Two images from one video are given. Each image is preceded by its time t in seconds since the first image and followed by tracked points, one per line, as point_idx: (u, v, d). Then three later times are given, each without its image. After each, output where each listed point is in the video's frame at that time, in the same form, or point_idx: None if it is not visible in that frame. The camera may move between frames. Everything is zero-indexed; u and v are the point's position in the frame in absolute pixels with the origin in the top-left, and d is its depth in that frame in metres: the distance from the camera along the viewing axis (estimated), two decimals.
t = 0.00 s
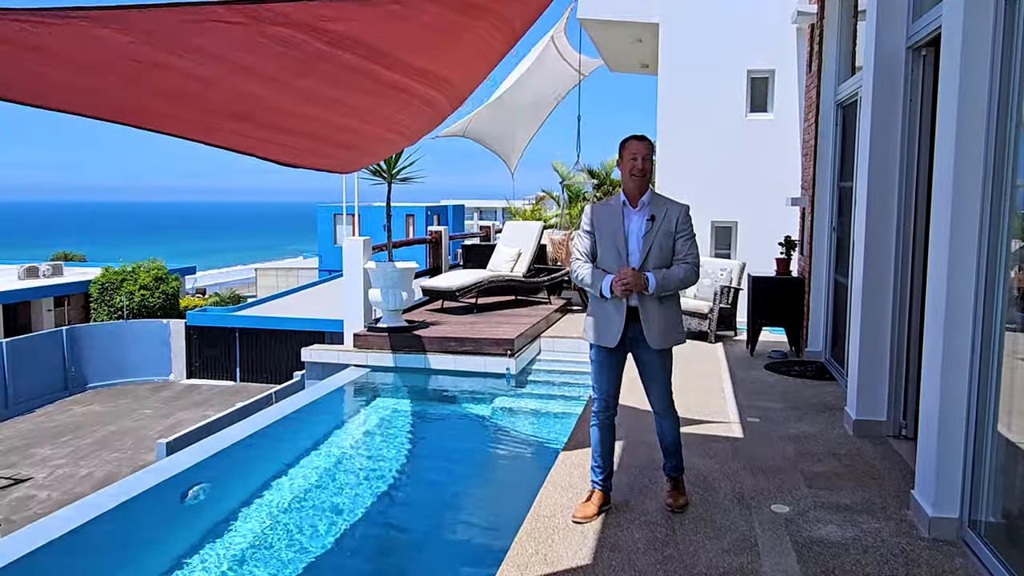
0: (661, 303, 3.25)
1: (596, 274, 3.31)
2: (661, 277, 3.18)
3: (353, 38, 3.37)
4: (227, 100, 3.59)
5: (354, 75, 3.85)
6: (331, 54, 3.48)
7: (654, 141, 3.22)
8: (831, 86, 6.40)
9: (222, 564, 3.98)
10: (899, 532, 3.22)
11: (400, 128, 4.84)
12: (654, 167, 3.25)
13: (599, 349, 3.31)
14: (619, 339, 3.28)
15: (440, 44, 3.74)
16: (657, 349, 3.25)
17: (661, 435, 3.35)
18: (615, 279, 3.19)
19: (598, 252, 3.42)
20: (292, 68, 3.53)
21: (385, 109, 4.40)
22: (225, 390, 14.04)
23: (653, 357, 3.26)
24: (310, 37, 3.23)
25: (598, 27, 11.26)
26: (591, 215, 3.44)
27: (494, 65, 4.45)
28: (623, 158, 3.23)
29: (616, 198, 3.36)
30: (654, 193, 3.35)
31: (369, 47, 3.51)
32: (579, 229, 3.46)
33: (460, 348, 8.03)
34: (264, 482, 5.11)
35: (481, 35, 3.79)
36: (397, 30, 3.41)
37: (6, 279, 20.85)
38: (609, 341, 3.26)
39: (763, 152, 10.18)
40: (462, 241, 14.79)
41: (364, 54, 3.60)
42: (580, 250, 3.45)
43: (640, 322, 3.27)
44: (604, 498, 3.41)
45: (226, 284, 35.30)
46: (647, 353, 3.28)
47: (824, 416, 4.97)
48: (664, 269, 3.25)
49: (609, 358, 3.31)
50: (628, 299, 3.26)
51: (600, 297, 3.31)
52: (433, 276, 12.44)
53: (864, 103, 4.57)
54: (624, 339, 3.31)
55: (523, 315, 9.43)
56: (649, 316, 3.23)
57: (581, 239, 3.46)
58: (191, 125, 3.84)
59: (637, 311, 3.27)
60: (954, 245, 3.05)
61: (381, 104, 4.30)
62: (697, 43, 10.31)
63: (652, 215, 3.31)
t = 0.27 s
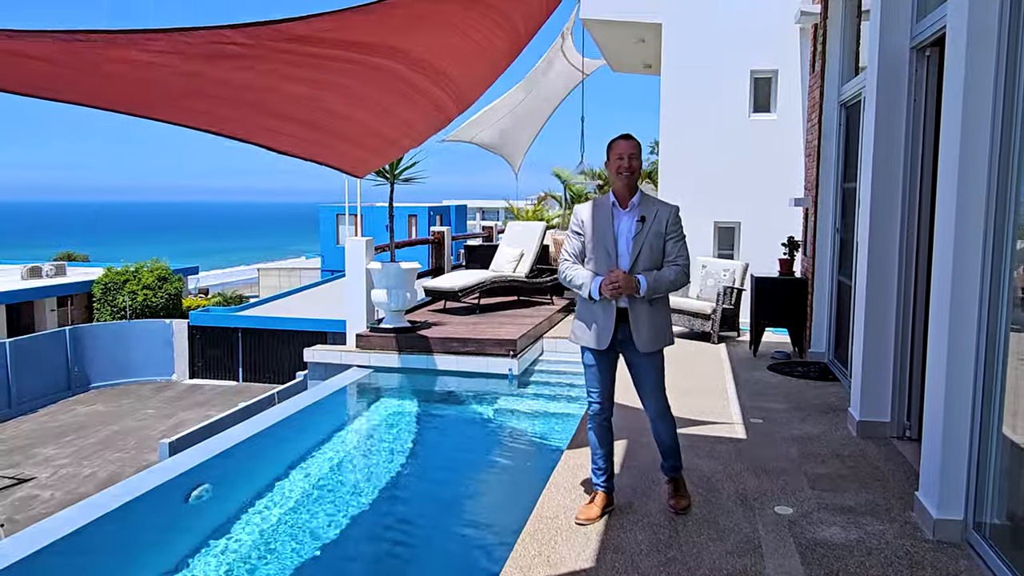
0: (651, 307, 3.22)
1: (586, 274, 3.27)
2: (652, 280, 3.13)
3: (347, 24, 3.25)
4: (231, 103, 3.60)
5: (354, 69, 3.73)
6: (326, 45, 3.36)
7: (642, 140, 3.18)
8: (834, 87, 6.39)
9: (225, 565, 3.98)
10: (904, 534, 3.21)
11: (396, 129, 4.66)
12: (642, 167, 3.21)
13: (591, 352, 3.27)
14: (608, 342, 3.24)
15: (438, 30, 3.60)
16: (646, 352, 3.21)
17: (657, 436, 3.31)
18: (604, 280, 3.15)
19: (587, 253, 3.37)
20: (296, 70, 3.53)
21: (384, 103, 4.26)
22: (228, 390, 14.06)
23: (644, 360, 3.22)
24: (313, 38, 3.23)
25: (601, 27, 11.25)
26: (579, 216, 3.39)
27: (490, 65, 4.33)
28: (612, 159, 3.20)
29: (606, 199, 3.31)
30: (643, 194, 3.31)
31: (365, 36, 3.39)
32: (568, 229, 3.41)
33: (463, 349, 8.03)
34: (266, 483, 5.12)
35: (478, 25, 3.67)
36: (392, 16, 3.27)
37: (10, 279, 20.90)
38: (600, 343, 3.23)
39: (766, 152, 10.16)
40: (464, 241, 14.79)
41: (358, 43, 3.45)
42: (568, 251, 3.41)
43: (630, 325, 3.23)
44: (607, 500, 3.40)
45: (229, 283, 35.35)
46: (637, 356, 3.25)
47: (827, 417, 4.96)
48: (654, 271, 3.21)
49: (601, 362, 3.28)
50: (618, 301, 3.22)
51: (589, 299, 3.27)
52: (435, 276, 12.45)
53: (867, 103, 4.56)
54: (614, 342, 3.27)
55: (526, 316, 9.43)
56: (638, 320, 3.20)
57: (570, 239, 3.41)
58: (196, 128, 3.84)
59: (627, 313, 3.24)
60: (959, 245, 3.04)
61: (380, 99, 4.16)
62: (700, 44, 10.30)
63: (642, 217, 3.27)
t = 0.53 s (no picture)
0: (644, 308, 3.18)
1: (579, 275, 3.21)
2: (644, 282, 3.09)
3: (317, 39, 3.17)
4: (236, 106, 3.60)
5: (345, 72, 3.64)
6: (308, 56, 3.29)
7: (633, 138, 3.22)
8: (839, 87, 6.37)
9: (229, 564, 3.99)
10: (908, 536, 3.20)
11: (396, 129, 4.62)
12: (635, 164, 3.22)
13: (586, 353, 3.27)
14: (602, 343, 3.24)
15: (429, 39, 3.53)
16: (640, 354, 3.18)
17: (658, 439, 3.29)
18: (596, 283, 3.11)
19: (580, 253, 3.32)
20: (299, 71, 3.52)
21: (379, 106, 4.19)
22: (231, 390, 14.07)
23: (638, 361, 3.18)
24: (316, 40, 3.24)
25: (604, 27, 11.24)
26: (571, 216, 3.35)
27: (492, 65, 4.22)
28: (606, 157, 3.21)
29: (598, 198, 3.28)
30: (636, 195, 3.28)
31: (346, 47, 3.32)
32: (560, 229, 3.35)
33: (466, 349, 8.02)
34: (270, 483, 5.13)
35: (474, 30, 3.59)
36: (379, 23, 3.18)
37: (14, 278, 20.96)
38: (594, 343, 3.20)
39: (770, 152, 10.14)
40: (467, 242, 14.80)
41: (355, 51, 3.42)
42: (558, 251, 3.37)
43: (623, 325, 3.20)
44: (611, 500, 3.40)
45: (232, 283, 35.40)
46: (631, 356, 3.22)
47: (832, 418, 4.94)
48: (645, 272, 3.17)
49: (597, 362, 3.28)
50: (610, 303, 3.19)
51: (581, 300, 3.24)
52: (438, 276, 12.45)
53: (871, 102, 4.55)
54: (608, 342, 3.25)
55: (529, 316, 9.42)
56: (630, 322, 3.17)
57: (563, 240, 3.36)
58: (202, 129, 3.85)
59: (619, 314, 3.21)
60: (964, 245, 3.03)
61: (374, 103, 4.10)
62: (703, 43, 10.29)
63: (634, 217, 3.23)
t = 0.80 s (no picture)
0: (646, 309, 3.11)
1: (578, 278, 3.19)
2: (644, 282, 3.04)
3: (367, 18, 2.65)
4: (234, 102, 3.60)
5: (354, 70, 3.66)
6: (339, 47, 2.83)
7: (630, 136, 3.16)
8: (842, 86, 6.36)
9: (230, 564, 3.99)
10: (912, 536, 3.18)
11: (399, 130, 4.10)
12: (633, 162, 3.16)
13: (589, 356, 3.22)
14: (602, 344, 3.18)
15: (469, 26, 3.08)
16: (641, 356, 3.10)
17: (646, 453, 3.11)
18: (596, 286, 3.06)
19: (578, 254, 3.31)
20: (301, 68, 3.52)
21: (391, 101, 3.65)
22: (235, 390, 14.09)
23: (637, 362, 3.10)
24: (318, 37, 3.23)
25: (607, 27, 11.23)
26: (570, 217, 3.32)
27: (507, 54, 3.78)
28: (603, 155, 3.16)
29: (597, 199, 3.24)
30: (634, 194, 3.22)
31: (391, 36, 2.86)
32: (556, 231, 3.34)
33: (469, 349, 8.02)
34: (272, 483, 5.13)
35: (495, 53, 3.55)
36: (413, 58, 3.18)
37: (19, 279, 21.02)
38: (594, 346, 3.17)
39: (773, 152, 10.13)
40: (471, 241, 14.81)
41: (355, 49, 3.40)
42: (558, 253, 3.34)
43: (623, 326, 3.14)
44: (612, 502, 3.39)
45: (236, 283, 35.47)
46: (631, 358, 3.13)
47: (835, 418, 4.93)
48: (644, 273, 3.11)
49: (599, 364, 3.24)
50: (610, 304, 3.13)
51: (580, 302, 3.19)
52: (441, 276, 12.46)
53: (876, 102, 4.53)
54: (609, 345, 3.20)
55: (532, 316, 9.43)
56: (631, 322, 3.10)
57: (560, 242, 3.34)
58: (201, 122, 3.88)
59: (619, 315, 3.15)
60: (968, 247, 3.02)
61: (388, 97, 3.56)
62: (706, 44, 10.29)
63: (633, 217, 3.18)
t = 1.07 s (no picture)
0: (649, 313, 3.10)
1: (580, 280, 3.17)
2: (649, 286, 3.01)
3: None
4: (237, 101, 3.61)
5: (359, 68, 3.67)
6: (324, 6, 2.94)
7: (634, 137, 3.13)
8: (846, 86, 6.34)
9: (234, 563, 3.99)
10: (916, 536, 3.18)
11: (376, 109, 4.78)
12: (636, 165, 3.13)
13: (593, 358, 3.20)
14: (605, 348, 3.17)
15: (441, 9, 3.85)
16: (644, 360, 3.10)
17: (638, 462, 3.11)
18: (598, 291, 3.05)
19: (581, 256, 3.29)
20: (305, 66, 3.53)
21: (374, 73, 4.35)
22: (239, 390, 14.11)
23: (637, 365, 3.11)
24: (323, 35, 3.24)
25: (612, 27, 11.22)
26: (573, 219, 3.29)
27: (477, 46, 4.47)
28: (604, 156, 3.14)
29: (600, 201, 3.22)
30: (638, 195, 3.20)
31: None
32: (559, 233, 3.32)
33: (472, 349, 8.02)
34: (276, 483, 5.13)
35: None
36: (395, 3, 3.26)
37: (24, 279, 21.07)
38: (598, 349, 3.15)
39: (778, 152, 10.12)
40: (475, 242, 14.81)
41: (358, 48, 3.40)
42: (563, 255, 3.32)
43: (627, 329, 3.13)
44: (617, 502, 3.39)
45: (240, 283, 35.57)
46: (631, 360, 3.15)
47: (839, 418, 4.92)
48: (649, 276, 3.09)
49: (601, 367, 3.22)
50: (614, 308, 3.11)
51: (583, 306, 3.17)
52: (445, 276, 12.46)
53: (880, 101, 4.52)
54: (612, 347, 3.19)
55: (536, 316, 9.43)
56: (634, 325, 3.08)
57: (564, 244, 3.32)
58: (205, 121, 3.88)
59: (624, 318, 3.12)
60: (973, 245, 3.01)
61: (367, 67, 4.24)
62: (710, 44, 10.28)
63: (637, 219, 3.15)
